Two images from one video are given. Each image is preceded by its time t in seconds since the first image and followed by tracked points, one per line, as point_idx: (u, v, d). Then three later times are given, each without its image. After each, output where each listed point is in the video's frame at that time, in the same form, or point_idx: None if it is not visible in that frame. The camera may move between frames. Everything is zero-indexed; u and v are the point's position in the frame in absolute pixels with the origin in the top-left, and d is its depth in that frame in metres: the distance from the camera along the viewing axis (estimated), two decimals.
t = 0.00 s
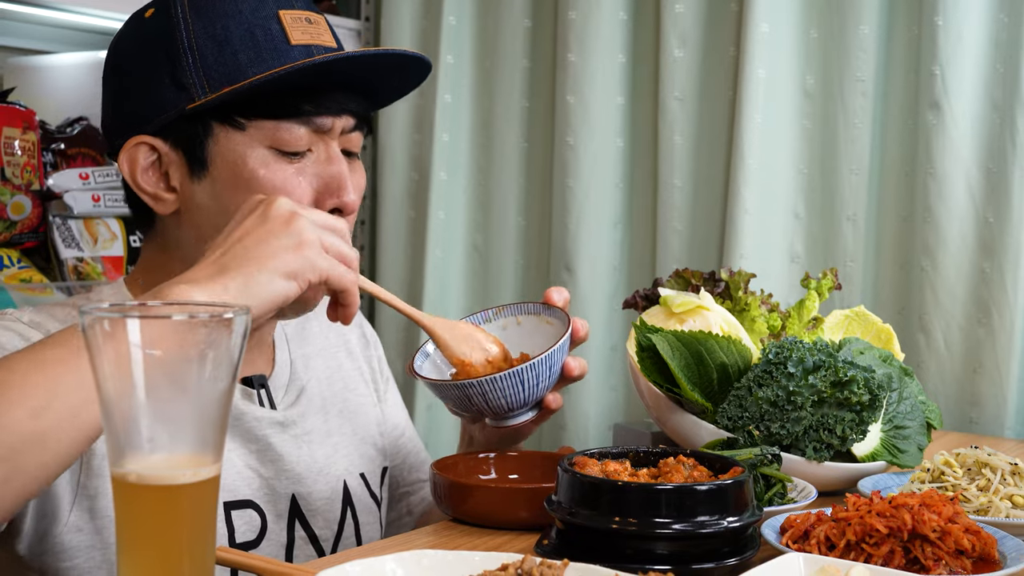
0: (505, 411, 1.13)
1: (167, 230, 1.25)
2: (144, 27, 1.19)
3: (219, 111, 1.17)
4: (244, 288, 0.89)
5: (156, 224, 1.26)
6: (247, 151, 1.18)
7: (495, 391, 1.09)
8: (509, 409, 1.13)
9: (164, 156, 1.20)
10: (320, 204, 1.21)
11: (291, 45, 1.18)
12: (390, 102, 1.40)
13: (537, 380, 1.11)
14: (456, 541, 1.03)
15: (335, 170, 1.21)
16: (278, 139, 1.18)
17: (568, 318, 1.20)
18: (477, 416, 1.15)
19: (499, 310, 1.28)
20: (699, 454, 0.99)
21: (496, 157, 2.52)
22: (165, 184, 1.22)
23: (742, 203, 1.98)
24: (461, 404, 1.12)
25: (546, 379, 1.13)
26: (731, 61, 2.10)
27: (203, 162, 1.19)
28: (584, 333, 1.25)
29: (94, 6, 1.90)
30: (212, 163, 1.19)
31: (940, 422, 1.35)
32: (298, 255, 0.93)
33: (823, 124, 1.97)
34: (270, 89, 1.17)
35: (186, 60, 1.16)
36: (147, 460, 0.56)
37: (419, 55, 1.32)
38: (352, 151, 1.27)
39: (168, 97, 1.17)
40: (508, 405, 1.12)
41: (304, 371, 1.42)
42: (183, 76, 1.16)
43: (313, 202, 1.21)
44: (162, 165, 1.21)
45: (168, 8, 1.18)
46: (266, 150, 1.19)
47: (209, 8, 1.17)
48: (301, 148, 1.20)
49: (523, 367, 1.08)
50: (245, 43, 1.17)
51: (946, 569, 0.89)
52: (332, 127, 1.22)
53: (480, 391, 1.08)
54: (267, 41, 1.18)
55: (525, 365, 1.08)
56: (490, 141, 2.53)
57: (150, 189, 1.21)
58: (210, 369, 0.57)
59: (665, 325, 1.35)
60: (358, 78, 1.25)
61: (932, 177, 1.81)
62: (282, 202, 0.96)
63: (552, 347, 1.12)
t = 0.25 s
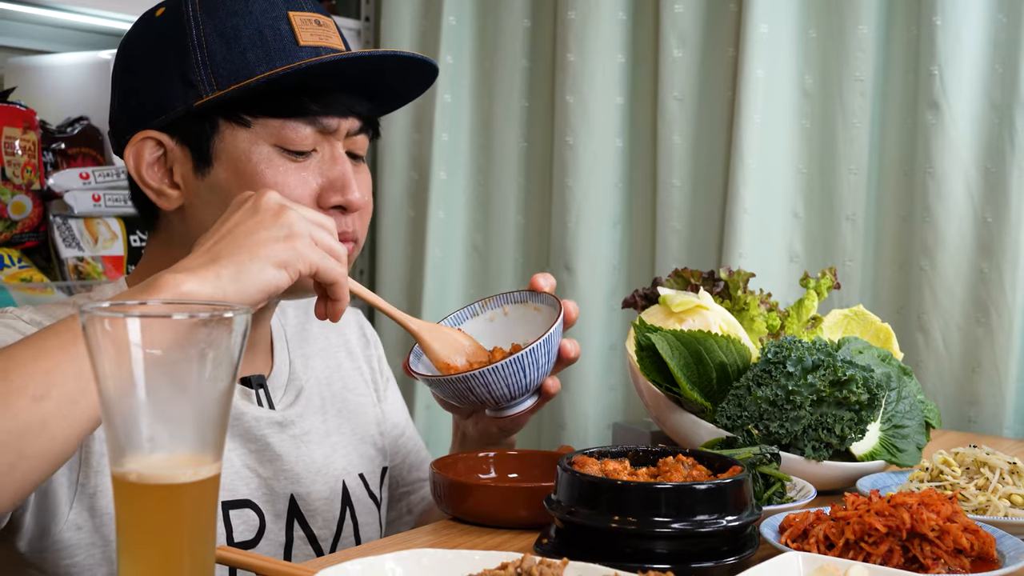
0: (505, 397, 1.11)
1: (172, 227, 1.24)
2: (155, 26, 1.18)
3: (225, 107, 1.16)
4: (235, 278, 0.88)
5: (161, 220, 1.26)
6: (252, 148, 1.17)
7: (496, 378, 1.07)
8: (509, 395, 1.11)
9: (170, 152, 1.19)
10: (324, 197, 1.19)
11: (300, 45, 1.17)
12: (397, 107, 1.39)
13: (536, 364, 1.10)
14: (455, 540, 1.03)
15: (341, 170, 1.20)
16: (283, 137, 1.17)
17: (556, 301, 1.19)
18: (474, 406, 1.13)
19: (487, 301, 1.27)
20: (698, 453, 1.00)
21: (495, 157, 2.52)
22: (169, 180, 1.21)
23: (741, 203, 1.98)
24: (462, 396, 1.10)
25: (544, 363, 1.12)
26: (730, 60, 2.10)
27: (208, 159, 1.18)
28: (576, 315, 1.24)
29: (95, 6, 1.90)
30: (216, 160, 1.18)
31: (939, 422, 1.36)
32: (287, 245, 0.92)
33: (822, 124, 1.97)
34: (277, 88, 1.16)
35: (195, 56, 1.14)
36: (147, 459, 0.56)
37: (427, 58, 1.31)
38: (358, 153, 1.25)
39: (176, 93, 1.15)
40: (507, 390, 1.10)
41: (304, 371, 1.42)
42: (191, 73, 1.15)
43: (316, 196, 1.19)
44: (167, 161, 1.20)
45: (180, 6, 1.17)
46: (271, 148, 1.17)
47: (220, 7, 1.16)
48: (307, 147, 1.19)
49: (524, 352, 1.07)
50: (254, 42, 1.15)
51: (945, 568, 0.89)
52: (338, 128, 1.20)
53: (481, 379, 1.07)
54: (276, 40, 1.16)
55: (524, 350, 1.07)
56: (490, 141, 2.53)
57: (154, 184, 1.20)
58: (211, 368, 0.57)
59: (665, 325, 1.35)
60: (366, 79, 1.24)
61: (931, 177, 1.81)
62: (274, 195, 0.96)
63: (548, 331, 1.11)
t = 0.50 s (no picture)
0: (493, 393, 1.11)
1: (175, 225, 1.24)
2: (161, 26, 1.18)
3: (228, 105, 1.16)
4: (227, 269, 0.87)
5: (164, 218, 1.26)
6: (254, 146, 1.17)
7: (485, 374, 1.07)
8: (497, 390, 1.11)
9: (174, 151, 1.19)
10: (324, 201, 1.20)
11: (304, 45, 1.17)
12: (399, 110, 1.39)
13: (524, 359, 1.09)
14: (454, 539, 1.03)
15: (342, 170, 1.20)
16: (285, 136, 1.17)
17: (544, 295, 1.18)
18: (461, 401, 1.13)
19: (475, 295, 1.27)
20: (698, 452, 1.00)
21: (495, 157, 2.53)
22: (174, 178, 1.21)
23: (740, 203, 1.98)
24: (449, 391, 1.10)
25: (532, 357, 1.11)
26: (729, 61, 2.11)
27: (211, 157, 1.18)
28: (564, 310, 1.24)
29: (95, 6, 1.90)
30: (220, 158, 1.18)
31: (938, 421, 1.36)
32: (280, 235, 0.90)
33: (821, 124, 1.98)
34: (279, 86, 1.16)
35: (199, 55, 1.15)
36: (147, 458, 0.56)
37: (429, 62, 1.31)
38: (360, 154, 1.25)
39: (180, 91, 1.16)
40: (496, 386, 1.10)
41: (303, 371, 1.42)
42: (195, 71, 1.15)
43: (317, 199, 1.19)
44: (172, 159, 1.20)
45: (186, 6, 1.17)
46: (272, 147, 1.17)
47: (225, 7, 1.16)
48: (309, 146, 1.18)
49: (512, 348, 1.06)
50: (258, 41, 1.15)
51: (943, 566, 0.89)
52: (340, 128, 1.20)
53: (469, 376, 1.06)
54: (281, 40, 1.16)
55: (511, 345, 1.06)
56: (489, 140, 2.54)
57: (159, 182, 1.20)
58: (210, 368, 0.57)
59: (664, 324, 1.35)
60: (368, 80, 1.24)
61: (930, 177, 1.81)
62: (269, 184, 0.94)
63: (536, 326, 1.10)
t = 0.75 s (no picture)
0: (491, 397, 1.11)
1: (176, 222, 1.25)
2: (165, 26, 1.19)
3: (228, 105, 1.16)
4: (210, 256, 0.88)
5: (166, 215, 1.26)
6: (253, 147, 1.17)
7: (484, 378, 1.07)
8: (496, 394, 1.11)
9: (174, 149, 1.19)
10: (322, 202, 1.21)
11: (305, 48, 1.18)
12: (399, 116, 1.40)
13: (524, 363, 1.10)
14: (454, 537, 1.03)
15: (342, 170, 1.21)
16: (285, 137, 1.17)
17: (543, 299, 1.19)
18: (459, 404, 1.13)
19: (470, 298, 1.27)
20: (697, 451, 1.00)
21: (494, 157, 2.53)
22: (174, 176, 1.21)
23: (739, 202, 1.99)
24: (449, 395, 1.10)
25: (532, 361, 1.12)
26: (728, 61, 2.11)
27: (211, 156, 1.18)
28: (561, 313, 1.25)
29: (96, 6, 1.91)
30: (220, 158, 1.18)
31: (936, 420, 1.36)
32: (256, 210, 0.89)
33: (820, 124, 1.98)
34: (279, 88, 1.16)
35: (202, 55, 1.15)
36: (147, 457, 0.57)
37: (431, 65, 1.31)
38: (361, 155, 1.26)
39: (181, 91, 1.16)
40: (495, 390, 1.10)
41: (303, 371, 1.42)
42: (196, 71, 1.15)
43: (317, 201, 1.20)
44: (172, 158, 1.20)
45: (190, 8, 1.18)
46: (271, 147, 1.17)
47: (229, 8, 1.17)
48: (309, 148, 1.18)
49: (512, 351, 1.06)
50: (260, 42, 1.16)
51: (942, 565, 0.89)
52: (340, 130, 1.20)
53: (469, 379, 1.06)
54: (282, 43, 1.17)
55: (512, 349, 1.06)
56: (489, 140, 2.54)
57: (159, 181, 1.21)
58: (210, 367, 0.57)
59: (663, 324, 1.36)
60: (369, 84, 1.25)
61: (928, 176, 1.82)
62: (249, 155, 0.94)
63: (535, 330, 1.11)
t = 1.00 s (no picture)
0: (496, 393, 1.10)
1: (179, 227, 1.24)
2: (164, 28, 1.19)
3: (230, 107, 1.16)
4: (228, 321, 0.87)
5: (168, 220, 1.25)
6: (258, 149, 1.17)
7: (494, 373, 1.07)
8: (501, 390, 1.10)
9: (177, 153, 1.19)
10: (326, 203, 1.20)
11: (306, 48, 1.17)
12: (400, 115, 1.40)
13: (530, 360, 1.10)
14: (454, 536, 1.04)
15: (345, 171, 1.21)
16: (288, 138, 1.18)
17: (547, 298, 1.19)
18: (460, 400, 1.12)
19: (468, 296, 1.27)
20: (696, 451, 1.00)
21: (494, 156, 2.53)
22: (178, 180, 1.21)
23: (738, 202, 1.99)
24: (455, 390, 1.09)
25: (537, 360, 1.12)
26: (727, 61, 2.11)
27: (215, 159, 1.18)
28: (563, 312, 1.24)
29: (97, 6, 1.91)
30: (223, 161, 1.18)
31: (935, 419, 1.36)
32: (273, 290, 0.88)
33: (819, 124, 1.98)
34: (281, 90, 1.16)
35: (202, 56, 1.15)
36: (148, 456, 0.57)
37: (433, 62, 1.31)
38: (363, 155, 1.26)
39: (182, 93, 1.16)
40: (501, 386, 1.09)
41: (303, 371, 1.43)
42: (197, 73, 1.15)
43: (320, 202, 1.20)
44: (175, 161, 1.21)
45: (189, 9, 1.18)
46: (275, 149, 1.18)
47: (228, 9, 1.17)
48: (311, 148, 1.19)
49: (524, 348, 1.07)
50: (261, 44, 1.16)
51: (940, 565, 0.90)
52: (342, 129, 1.21)
53: (480, 373, 1.06)
54: (283, 43, 1.17)
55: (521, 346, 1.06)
56: (488, 140, 2.54)
57: (162, 185, 1.20)
58: (211, 366, 0.57)
59: (662, 323, 1.36)
60: (372, 83, 1.25)
61: (927, 176, 1.82)
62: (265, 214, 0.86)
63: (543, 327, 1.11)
